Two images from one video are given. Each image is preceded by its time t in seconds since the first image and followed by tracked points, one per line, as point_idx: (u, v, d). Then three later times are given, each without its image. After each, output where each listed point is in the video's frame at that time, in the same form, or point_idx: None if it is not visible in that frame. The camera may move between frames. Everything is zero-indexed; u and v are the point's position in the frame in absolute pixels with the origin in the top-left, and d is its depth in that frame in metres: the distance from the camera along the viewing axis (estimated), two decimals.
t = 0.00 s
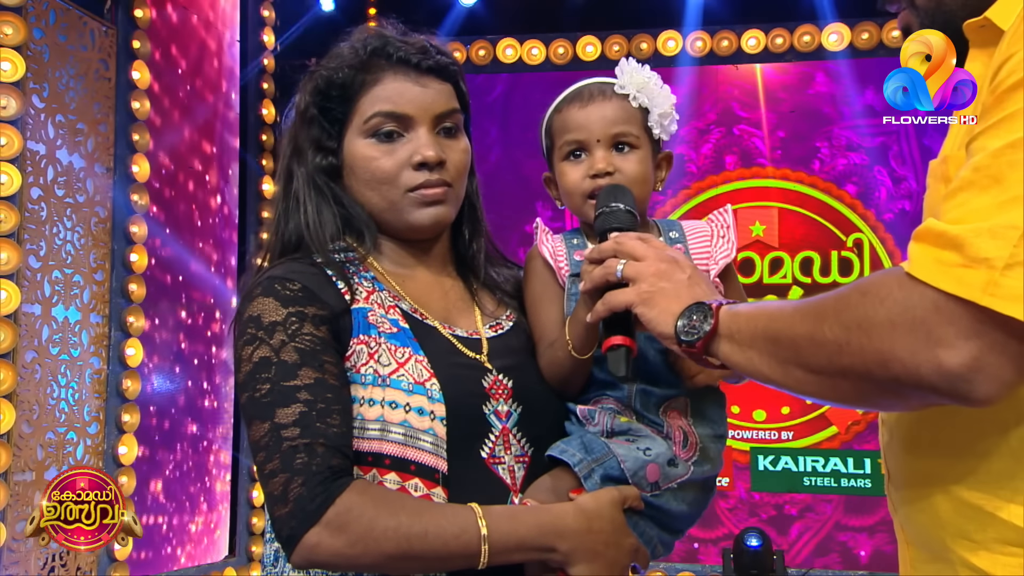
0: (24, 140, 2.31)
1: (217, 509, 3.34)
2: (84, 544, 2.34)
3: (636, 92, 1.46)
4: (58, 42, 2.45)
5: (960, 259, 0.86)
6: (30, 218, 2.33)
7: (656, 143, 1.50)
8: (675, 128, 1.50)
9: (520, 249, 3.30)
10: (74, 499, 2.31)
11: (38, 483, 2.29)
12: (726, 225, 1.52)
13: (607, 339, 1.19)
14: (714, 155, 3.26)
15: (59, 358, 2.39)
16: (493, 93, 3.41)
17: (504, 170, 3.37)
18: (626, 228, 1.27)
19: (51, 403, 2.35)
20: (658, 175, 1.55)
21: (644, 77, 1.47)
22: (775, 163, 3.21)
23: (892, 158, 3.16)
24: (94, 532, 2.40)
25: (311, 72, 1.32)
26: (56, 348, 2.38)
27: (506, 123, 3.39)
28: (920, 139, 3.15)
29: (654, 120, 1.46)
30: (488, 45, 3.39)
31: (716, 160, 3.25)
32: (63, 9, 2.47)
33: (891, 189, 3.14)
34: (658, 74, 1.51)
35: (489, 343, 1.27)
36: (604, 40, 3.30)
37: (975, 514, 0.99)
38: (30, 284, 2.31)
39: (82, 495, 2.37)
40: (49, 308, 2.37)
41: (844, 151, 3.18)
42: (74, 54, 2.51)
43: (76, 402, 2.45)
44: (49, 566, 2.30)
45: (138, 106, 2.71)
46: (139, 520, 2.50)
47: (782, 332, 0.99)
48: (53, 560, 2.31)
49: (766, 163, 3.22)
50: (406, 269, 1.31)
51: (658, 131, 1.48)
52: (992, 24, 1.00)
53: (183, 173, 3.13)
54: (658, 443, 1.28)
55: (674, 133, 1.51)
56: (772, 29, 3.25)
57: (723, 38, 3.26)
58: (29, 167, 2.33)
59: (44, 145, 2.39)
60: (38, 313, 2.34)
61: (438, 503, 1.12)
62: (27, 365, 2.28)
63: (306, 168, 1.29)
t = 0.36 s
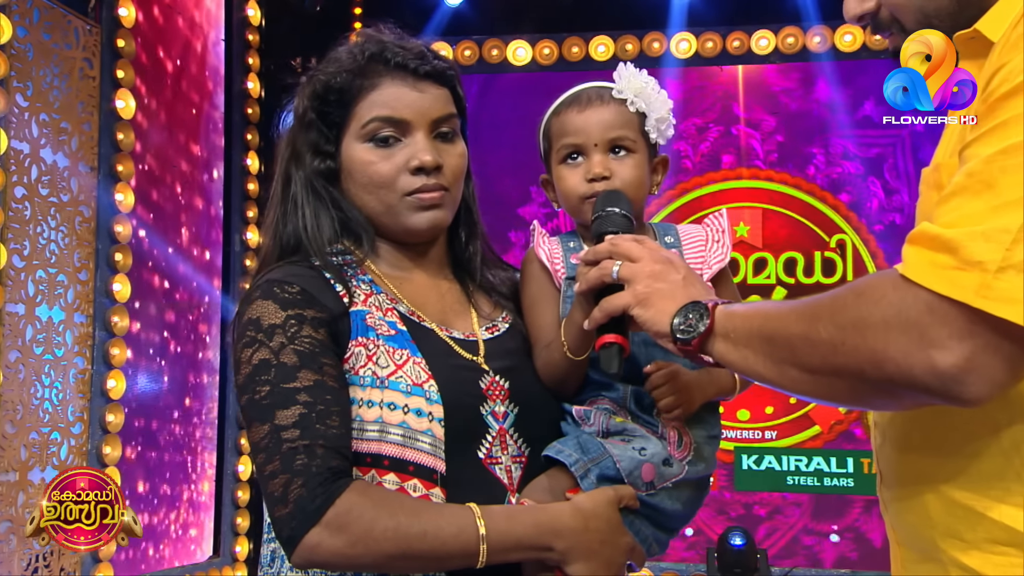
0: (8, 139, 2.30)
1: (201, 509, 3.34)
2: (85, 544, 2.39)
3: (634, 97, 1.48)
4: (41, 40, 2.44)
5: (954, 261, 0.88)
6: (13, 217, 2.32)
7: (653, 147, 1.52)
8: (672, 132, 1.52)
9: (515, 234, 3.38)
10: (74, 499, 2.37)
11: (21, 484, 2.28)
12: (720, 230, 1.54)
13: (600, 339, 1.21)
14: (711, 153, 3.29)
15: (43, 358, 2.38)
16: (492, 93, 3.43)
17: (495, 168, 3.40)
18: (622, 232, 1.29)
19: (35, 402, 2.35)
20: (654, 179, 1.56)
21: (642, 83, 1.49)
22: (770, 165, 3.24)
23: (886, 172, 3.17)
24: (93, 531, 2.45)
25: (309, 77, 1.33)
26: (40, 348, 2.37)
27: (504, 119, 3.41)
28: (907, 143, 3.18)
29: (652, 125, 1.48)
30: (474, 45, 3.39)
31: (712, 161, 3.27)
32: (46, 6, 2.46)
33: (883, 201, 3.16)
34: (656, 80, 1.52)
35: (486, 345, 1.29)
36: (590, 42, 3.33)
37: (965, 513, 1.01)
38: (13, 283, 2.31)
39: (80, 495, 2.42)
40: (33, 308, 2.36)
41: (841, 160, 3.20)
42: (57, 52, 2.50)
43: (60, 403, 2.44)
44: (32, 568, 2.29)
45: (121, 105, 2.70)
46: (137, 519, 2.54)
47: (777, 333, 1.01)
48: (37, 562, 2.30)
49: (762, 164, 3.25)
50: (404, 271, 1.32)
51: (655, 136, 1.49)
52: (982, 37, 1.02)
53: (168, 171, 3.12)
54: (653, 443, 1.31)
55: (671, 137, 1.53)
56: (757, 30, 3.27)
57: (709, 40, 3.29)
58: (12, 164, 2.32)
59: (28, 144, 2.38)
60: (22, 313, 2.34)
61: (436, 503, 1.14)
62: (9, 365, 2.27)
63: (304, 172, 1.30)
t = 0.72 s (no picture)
0: None
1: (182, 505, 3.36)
2: (84, 544, 2.47)
3: (628, 101, 1.49)
4: (26, 39, 2.45)
5: (942, 266, 0.90)
6: None
7: (647, 150, 1.54)
8: (666, 135, 1.53)
9: (505, 217, 3.42)
10: (73, 499, 2.44)
11: (5, 483, 2.31)
12: (713, 232, 1.57)
13: (596, 342, 1.23)
14: (706, 153, 3.31)
15: (26, 358, 2.40)
16: (486, 92, 3.45)
17: (484, 161, 3.43)
18: (615, 235, 1.31)
19: (18, 402, 2.36)
20: (649, 180, 1.58)
21: (636, 86, 1.51)
22: (764, 169, 3.25)
23: (879, 184, 3.20)
24: (94, 531, 2.53)
25: (304, 83, 1.35)
26: (23, 347, 2.39)
27: (499, 116, 3.44)
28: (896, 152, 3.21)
29: (646, 128, 1.49)
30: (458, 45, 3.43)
31: (705, 161, 3.29)
32: (29, 5, 2.47)
33: (873, 213, 3.19)
34: (650, 83, 1.54)
35: (481, 346, 1.31)
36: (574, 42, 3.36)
37: (951, 510, 1.03)
38: None
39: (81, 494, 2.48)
40: (15, 307, 2.38)
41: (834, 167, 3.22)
42: (42, 52, 2.51)
43: (43, 402, 2.46)
44: (15, 567, 2.31)
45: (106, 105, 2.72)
46: (136, 520, 2.62)
47: (769, 334, 1.03)
48: (20, 561, 2.32)
49: (755, 167, 3.26)
50: (400, 273, 1.34)
51: (650, 139, 1.51)
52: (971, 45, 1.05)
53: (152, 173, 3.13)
54: (645, 443, 1.33)
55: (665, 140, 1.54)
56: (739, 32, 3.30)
57: (692, 41, 3.33)
58: None
59: (10, 142, 2.40)
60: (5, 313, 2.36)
61: (432, 502, 1.16)
62: None
63: (300, 177, 1.32)
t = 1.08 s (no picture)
0: None
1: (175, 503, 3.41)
2: (85, 543, 2.52)
3: (625, 111, 1.55)
4: (22, 44, 2.48)
5: (928, 274, 0.95)
6: None
7: (645, 159, 1.59)
8: (663, 144, 1.58)
9: (502, 203, 3.49)
10: (74, 499, 2.50)
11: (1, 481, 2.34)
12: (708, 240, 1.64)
13: (598, 347, 1.28)
14: (704, 156, 3.36)
15: (22, 357, 2.44)
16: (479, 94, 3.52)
17: (480, 156, 3.51)
18: (614, 242, 1.36)
19: (14, 400, 2.40)
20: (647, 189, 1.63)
21: (633, 98, 1.56)
22: (758, 175, 3.31)
23: (869, 199, 3.26)
24: (94, 530, 2.59)
25: (313, 93, 1.39)
26: (19, 347, 2.43)
27: (500, 117, 3.51)
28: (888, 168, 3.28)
29: (643, 138, 1.54)
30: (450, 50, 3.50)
31: (703, 164, 3.35)
32: (25, 9, 2.50)
33: (862, 226, 3.25)
34: (647, 95, 1.59)
35: (483, 348, 1.35)
36: (561, 48, 3.46)
37: (938, 506, 1.08)
38: None
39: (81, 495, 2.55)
40: (12, 307, 2.42)
41: (828, 180, 3.28)
42: (39, 56, 2.55)
43: (39, 401, 2.49)
44: (10, 563, 2.35)
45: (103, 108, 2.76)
46: (135, 521, 2.70)
47: (762, 338, 1.08)
48: (15, 558, 2.36)
49: (751, 174, 3.32)
50: (404, 279, 1.39)
51: (647, 148, 1.55)
52: (954, 60, 1.09)
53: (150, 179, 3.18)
54: (641, 443, 1.39)
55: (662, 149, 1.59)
56: (725, 38, 3.38)
57: (677, 48, 3.40)
58: None
59: (6, 144, 2.44)
60: (3, 313, 2.39)
61: (437, 498, 1.20)
62: None
63: (309, 184, 1.36)
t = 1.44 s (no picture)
0: None
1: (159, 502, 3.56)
2: (85, 543, 2.56)
3: (617, 124, 1.60)
4: (11, 47, 2.54)
5: (900, 283, 1.00)
6: None
7: (636, 169, 1.64)
8: (654, 157, 1.63)
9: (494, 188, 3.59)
10: (74, 499, 2.54)
11: None
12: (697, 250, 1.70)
13: (588, 350, 1.34)
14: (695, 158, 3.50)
15: (12, 356, 2.48)
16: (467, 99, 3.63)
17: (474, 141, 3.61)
18: (602, 250, 1.41)
19: (4, 399, 2.44)
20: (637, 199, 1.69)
21: (626, 111, 1.61)
22: (743, 182, 3.45)
23: (851, 215, 3.40)
24: (94, 530, 2.63)
25: (313, 105, 1.44)
26: (9, 346, 2.47)
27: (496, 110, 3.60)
28: (871, 186, 3.40)
29: (634, 150, 1.60)
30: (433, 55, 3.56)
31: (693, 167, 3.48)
32: (15, 14, 2.55)
33: (843, 241, 3.38)
34: (639, 108, 1.65)
35: (477, 351, 1.40)
36: (545, 54, 3.58)
37: (906, 499, 1.14)
38: None
39: (85, 494, 2.59)
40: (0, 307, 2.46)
41: (812, 193, 3.42)
42: (29, 59, 2.60)
43: (29, 400, 2.52)
44: None
45: (91, 111, 2.76)
46: (136, 520, 2.71)
47: (744, 343, 1.14)
48: (5, 554, 2.40)
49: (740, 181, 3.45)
50: (400, 283, 1.44)
51: (638, 160, 1.61)
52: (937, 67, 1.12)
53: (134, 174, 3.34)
54: (629, 443, 1.45)
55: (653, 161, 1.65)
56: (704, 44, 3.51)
57: (658, 53, 3.53)
58: None
59: None
60: None
61: (434, 496, 1.25)
62: None
63: (309, 193, 1.41)
